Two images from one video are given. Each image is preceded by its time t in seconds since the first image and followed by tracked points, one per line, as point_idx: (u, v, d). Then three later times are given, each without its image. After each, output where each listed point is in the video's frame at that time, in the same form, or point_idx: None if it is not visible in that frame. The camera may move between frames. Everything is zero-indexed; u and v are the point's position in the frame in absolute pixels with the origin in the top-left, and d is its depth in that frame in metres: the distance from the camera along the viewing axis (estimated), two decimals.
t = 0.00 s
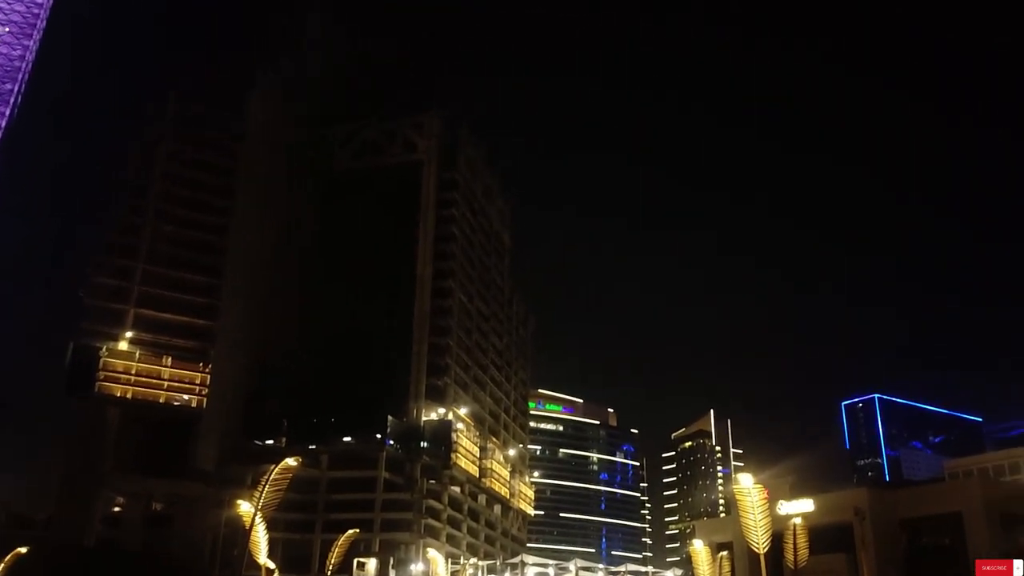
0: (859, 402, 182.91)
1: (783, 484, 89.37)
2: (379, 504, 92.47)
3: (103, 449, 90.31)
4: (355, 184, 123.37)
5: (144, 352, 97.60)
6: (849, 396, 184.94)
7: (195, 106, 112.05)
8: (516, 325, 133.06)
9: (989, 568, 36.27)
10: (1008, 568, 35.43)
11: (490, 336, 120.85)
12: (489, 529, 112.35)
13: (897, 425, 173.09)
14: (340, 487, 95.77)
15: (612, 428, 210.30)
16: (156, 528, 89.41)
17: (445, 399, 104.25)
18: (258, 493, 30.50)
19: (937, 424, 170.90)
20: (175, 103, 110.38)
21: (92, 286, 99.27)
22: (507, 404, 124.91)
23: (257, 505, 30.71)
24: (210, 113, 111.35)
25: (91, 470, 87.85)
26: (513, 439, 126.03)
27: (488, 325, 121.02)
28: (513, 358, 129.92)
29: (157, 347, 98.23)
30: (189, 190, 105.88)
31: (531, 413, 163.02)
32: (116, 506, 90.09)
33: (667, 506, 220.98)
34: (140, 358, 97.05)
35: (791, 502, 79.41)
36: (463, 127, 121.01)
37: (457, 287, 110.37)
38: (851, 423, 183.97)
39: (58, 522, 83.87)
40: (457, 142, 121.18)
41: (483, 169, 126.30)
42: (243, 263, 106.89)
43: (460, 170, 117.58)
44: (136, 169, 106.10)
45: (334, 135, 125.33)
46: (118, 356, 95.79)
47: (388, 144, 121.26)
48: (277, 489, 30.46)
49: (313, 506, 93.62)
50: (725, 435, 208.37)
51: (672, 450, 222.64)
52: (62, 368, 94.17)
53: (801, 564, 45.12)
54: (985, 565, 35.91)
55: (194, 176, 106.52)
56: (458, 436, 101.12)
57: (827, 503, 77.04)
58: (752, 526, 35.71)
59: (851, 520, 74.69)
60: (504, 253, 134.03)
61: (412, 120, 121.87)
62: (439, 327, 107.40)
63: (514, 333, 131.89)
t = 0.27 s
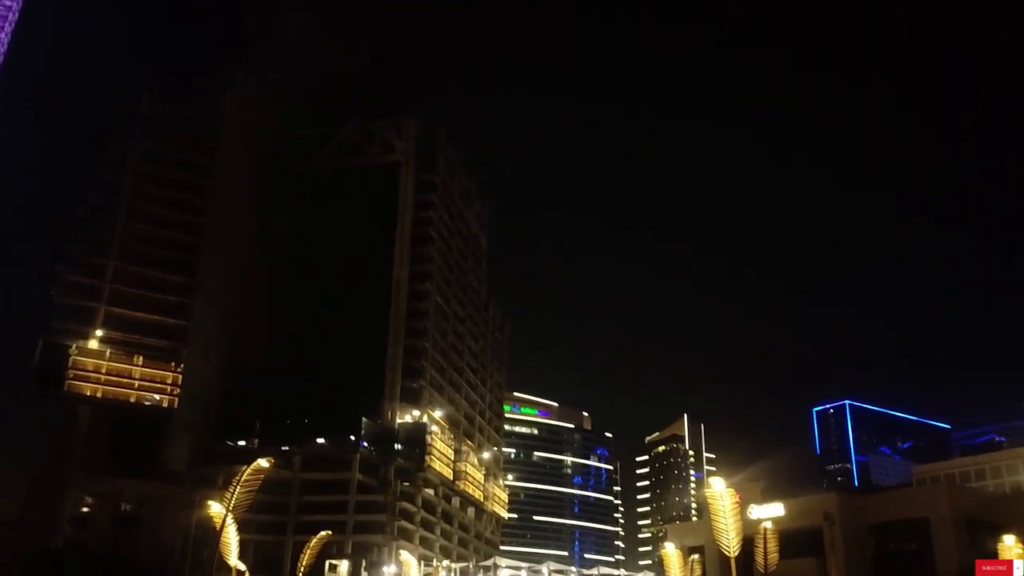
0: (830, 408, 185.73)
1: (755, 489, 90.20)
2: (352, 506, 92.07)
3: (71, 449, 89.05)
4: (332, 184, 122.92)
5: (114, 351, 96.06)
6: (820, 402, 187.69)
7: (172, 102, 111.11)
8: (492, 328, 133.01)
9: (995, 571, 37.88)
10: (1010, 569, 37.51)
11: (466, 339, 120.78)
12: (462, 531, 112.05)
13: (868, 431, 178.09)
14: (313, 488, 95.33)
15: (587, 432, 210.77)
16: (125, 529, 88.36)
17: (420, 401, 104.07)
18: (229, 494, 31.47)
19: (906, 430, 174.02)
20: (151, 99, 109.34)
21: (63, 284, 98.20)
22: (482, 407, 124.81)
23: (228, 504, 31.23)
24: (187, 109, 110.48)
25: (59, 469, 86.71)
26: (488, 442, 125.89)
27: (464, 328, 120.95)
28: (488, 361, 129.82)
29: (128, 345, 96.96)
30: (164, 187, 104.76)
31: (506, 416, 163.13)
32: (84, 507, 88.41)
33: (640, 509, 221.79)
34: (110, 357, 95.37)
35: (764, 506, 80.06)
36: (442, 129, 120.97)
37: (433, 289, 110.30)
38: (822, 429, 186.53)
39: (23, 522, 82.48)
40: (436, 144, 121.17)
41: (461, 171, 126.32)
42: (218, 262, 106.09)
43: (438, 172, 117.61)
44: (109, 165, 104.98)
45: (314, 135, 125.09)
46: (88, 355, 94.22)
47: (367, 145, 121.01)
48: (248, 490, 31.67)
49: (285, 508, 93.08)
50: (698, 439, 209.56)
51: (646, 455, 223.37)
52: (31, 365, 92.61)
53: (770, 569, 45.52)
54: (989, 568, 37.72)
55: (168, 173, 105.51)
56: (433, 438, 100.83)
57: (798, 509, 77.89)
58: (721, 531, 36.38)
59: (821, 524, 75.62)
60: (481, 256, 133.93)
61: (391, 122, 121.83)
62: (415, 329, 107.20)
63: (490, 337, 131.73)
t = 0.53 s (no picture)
0: (799, 397, 188.86)
1: (723, 474, 91.57)
2: (323, 489, 91.94)
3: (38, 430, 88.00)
4: (306, 166, 121.88)
5: (82, 332, 95.12)
6: (789, 392, 190.68)
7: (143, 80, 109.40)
8: (466, 313, 133.06)
9: (990, 568, 26.75)
10: (1011, 567, 26.43)
11: (439, 324, 120.71)
12: (433, 515, 112.40)
13: (835, 420, 181.57)
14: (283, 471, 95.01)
15: (559, 418, 211.65)
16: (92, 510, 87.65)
17: (392, 386, 104.05)
18: (198, 474, 31.27)
19: (871, 419, 177.31)
20: (122, 76, 107.57)
21: (30, 263, 96.72)
22: (455, 392, 125.04)
23: (197, 488, 31.40)
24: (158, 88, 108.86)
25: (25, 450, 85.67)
26: (460, 427, 126.05)
27: (438, 312, 120.82)
28: (462, 346, 129.83)
29: (97, 326, 96.19)
30: (134, 166, 103.31)
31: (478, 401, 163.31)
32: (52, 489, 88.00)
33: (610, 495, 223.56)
34: (78, 337, 94.54)
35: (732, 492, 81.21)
36: (418, 112, 120.44)
37: (407, 274, 110.57)
38: (790, 418, 189.58)
39: None
40: (412, 127, 120.69)
41: (437, 156, 125.94)
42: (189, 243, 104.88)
43: (414, 156, 117.35)
44: (78, 143, 103.34)
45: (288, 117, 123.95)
46: (56, 335, 93.16)
47: (342, 127, 120.18)
48: (219, 471, 31.58)
49: (255, 491, 92.93)
50: (669, 427, 211.31)
51: (617, 441, 224.89)
52: None
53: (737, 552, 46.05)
54: (982, 565, 26.72)
55: (139, 152, 104.05)
56: (405, 423, 100.85)
57: (765, 494, 79.10)
58: (689, 517, 35.91)
59: (787, 510, 76.95)
60: (455, 241, 133.74)
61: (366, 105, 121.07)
62: (389, 313, 107.44)
63: (463, 322, 131.62)
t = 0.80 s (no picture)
0: (772, 382, 190.32)
1: (699, 458, 92.58)
2: (299, 472, 91.33)
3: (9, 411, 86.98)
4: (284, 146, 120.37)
5: (54, 312, 93.51)
6: (763, 377, 192.02)
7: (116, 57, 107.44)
8: (443, 296, 132.74)
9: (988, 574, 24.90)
10: (1011, 570, 24.71)
11: (417, 308, 120.49)
12: (410, 498, 112.44)
13: (807, 405, 182.47)
14: (259, 454, 94.86)
15: (536, 401, 212.10)
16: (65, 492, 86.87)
17: (369, 368, 103.85)
18: (170, 458, 30.56)
19: (843, 404, 181.20)
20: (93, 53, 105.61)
21: None
22: (432, 375, 124.96)
23: (174, 469, 30.12)
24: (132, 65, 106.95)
25: None
26: (437, 411, 126.07)
27: (415, 296, 120.59)
28: (439, 330, 129.67)
29: (69, 306, 94.30)
30: (106, 144, 101.21)
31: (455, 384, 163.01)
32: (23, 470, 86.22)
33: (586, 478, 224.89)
34: (49, 317, 93.10)
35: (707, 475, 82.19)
36: (396, 94, 119.55)
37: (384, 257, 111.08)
38: (764, 403, 191.04)
39: None
40: (389, 109, 119.94)
41: (414, 138, 125.29)
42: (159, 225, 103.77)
43: (391, 139, 116.95)
44: (49, 120, 101.50)
45: (263, 97, 122.49)
46: (27, 315, 92.13)
47: (319, 108, 119.06)
48: (191, 454, 30.82)
49: (230, 473, 92.70)
50: (644, 410, 212.59)
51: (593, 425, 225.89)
52: None
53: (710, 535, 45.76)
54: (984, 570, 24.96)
55: (112, 130, 102.21)
56: (382, 406, 100.78)
57: (741, 478, 80.08)
58: (666, 500, 36.67)
59: (759, 493, 78.02)
60: (433, 224, 133.19)
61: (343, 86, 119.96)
62: (365, 296, 108.04)
63: (441, 306, 131.34)
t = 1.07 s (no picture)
0: (752, 354, 191.55)
1: (679, 431, 93.53)
2: (281, 443, 91.85)
3: None
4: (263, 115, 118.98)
5: (32, 282, 93.68)
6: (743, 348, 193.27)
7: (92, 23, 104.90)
8: (425, 269, 132.54)
9: (997, 575, 36.78)
10: (1011, 572, 36.42)
11: (399, 280, 120.43)
12: (392, 469, 113.22)
13: (787, 377, 185.62)
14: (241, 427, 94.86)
15: (518, 373, 212.58)
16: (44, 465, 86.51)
17: (351, 341, 106.04)
18: (152, 431, 29.41)
19: (811, 374, 187.45)
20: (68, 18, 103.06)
21: None
22: (414, 348, 125.56)
23: (152, 441, 29.38)
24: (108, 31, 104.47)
25: None
26: (419, 382, 126.89)
27: (397, 269, 120.48)
28: (421, 303, 129.82)
29: (47, 276, 94.43)
30: (83, 112, 99.44)
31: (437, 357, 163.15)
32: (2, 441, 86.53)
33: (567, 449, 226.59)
34: (28, 288, 93.37)
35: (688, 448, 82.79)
36: (379, 63, 117.84)
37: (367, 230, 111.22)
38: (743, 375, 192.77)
39: None
40: (372, 79, 118.29)
41: (397, 109, 123.90)
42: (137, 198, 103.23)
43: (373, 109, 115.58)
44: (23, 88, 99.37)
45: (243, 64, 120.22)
46: (5, 286, 92.29)
47: (300, 77, 117.07)
48: (175, 425, 29.54)
49: (211, 445, 92.95)
50: (625, 383, 213.98)
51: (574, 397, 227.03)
52: None
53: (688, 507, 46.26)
54: (993, 569, 36.80)
55: (89, 98, 100.26)
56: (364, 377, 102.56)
57: (718, 449, 81.28)
58: (647, 470, 36.09)
59: (738, 465, 78.94)
60: (415, 196, 132.52)
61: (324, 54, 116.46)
62: (348, 269, 108.53)
63: (423, 279, 131.34)
